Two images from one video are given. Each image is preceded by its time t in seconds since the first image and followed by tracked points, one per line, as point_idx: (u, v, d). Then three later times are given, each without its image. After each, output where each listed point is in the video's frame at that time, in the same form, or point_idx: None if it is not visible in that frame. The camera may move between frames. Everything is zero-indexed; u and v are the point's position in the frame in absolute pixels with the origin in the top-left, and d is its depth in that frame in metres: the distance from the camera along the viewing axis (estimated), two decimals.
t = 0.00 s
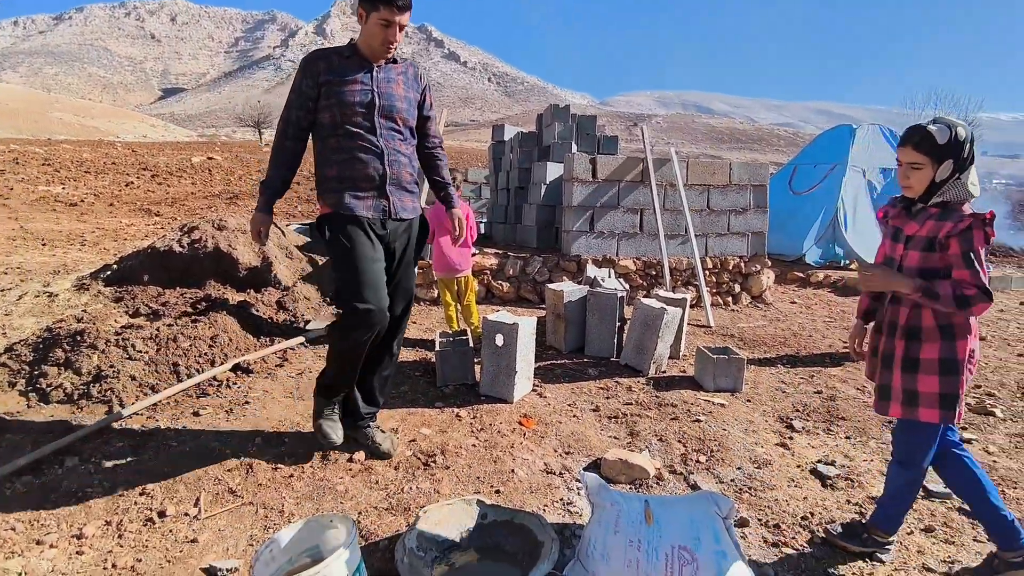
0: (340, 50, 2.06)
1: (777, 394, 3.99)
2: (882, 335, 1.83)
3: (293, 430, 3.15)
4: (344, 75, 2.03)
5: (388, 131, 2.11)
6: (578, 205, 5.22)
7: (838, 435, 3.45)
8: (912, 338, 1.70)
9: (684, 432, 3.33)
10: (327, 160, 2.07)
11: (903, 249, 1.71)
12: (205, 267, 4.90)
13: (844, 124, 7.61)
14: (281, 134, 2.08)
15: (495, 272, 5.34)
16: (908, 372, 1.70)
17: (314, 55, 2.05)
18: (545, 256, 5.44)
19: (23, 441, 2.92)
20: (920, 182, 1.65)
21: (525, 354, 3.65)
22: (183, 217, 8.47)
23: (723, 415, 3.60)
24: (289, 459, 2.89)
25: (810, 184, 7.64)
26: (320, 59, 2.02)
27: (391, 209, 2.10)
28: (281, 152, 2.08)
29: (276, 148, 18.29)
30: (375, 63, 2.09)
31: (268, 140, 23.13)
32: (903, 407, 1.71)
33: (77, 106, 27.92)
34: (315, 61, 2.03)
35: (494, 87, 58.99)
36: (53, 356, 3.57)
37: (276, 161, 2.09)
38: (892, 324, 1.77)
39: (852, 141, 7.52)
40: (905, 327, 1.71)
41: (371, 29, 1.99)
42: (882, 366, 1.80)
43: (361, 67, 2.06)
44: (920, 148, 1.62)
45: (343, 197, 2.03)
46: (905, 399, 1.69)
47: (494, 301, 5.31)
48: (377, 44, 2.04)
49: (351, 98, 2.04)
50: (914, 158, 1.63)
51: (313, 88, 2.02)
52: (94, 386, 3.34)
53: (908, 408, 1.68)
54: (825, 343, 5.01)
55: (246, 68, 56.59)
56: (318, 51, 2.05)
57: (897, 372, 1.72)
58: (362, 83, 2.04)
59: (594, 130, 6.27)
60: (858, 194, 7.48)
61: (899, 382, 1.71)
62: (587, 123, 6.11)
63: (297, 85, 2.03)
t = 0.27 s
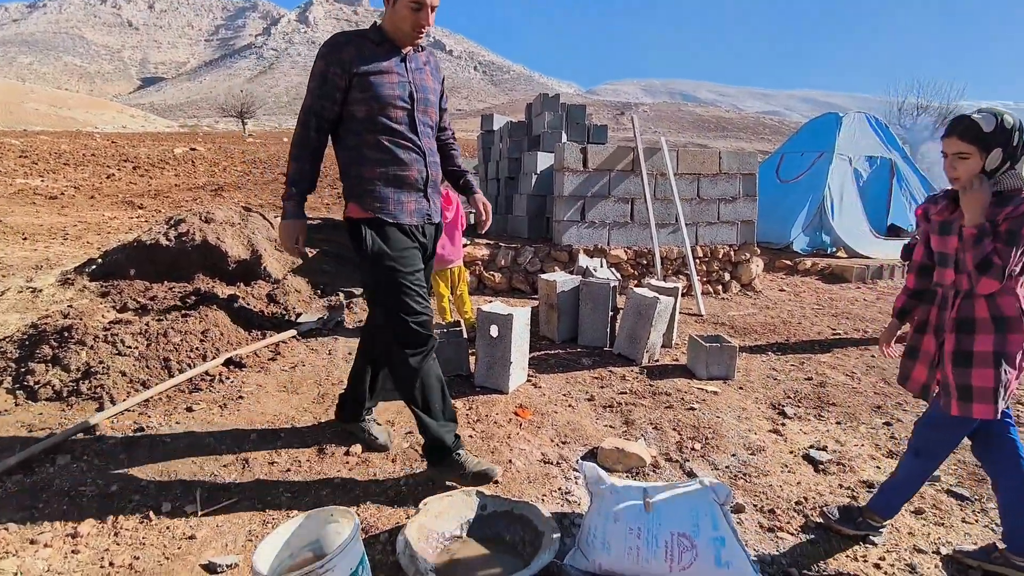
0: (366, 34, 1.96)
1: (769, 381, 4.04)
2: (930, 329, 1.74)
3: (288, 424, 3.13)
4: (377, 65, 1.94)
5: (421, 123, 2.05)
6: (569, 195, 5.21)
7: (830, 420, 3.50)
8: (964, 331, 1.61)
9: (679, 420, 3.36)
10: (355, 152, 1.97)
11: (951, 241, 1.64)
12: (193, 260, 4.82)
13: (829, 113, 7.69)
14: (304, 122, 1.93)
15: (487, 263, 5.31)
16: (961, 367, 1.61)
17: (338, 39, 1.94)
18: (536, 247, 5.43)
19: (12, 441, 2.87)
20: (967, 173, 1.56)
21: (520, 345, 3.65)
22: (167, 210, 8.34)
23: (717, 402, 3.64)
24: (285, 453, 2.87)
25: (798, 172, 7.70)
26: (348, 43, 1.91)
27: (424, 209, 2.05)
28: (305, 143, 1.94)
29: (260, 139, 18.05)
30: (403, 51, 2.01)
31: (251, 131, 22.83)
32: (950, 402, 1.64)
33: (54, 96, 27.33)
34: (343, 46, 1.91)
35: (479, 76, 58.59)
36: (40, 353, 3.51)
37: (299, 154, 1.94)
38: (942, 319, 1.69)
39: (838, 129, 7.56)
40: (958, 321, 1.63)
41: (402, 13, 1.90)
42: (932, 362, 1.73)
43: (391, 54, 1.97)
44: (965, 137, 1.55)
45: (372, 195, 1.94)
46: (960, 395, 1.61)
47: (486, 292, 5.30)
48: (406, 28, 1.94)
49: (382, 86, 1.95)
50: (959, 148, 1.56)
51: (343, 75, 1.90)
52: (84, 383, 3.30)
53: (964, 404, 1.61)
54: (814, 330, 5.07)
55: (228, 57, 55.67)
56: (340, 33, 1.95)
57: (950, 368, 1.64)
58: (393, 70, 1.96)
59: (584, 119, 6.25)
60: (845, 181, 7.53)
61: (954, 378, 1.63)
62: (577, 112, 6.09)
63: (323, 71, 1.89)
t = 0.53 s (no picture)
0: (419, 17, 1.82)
1: (761, 361, 4.10)
2: (972, 310, 1.62)
3: (286, 410, 3.12)
4: (434, 57, 1.83)
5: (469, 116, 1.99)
6: (561, 178, 5.19)
7: (821, 398, 3.57)
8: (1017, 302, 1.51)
9: (674, 400, 3.40)
10: (414, 150, 1.87)
11: (993, 214, 1.58)
12: (181, 248, 4.77)
13: (815, 97, 7.75)
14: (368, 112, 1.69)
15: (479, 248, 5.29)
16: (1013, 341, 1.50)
17: (389, 25, 1.79)
18: (528, 231, 5.43)
19: (5, 432, 2.83)
20: (1008, 144, 1.51)
21: (516, 328, 3.66)
22: (150, 198, 8.20)
23: (710, 382, 3.69)
24: (284, 439, 2.87)
25: (785, 155, 7.76)
26: (406, 31, 1.78)
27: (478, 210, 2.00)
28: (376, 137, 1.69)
29: (242, 126, 17.76)
30: (450, 38, 1.91)
31: (231, 117, 22.43)
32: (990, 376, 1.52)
33: (26, 82, 26.59)
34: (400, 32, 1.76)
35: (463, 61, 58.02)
36: (29, 343, 3.45)
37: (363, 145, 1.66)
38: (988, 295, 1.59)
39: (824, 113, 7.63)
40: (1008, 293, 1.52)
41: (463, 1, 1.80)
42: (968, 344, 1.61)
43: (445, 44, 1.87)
44: (1007, 106, 1.50)
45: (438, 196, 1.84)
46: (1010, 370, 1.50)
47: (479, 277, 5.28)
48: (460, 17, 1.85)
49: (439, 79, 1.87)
50: (998, 118, 1.52)
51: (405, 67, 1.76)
52: (76, 373, 3.26)
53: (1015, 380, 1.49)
54: (803, 311, 5.14)
55: (206, 42, 54.52)
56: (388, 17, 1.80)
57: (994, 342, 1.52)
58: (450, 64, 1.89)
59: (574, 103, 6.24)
60: (831, 164, 7.61)
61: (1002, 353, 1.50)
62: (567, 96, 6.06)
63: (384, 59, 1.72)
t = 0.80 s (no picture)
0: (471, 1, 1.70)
1: (750, 342, 4.17)
2: (978, 297, 1.58)
3: (280, 399, 3.11)
4: (487, 44, 1.73)
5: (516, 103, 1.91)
6: (550, 163, 5.20)
7: (809, 378, 3.64)
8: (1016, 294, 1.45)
9: (666, 383, 3.44)
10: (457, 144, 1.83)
11: (1006, 202, 1.53)
12: (166, 237, 4.69)
13: (800, 80, 7.74)
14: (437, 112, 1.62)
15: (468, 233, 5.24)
16: (1010, 333, 1.43)
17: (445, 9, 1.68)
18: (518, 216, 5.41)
19: None
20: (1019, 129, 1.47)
21: (509, 313, 3.67)
22: (130, 185, 8.05)
23: (701, 364, 3.74)
24: (279, 427, 2.86)
25: (770, 138, 7.79)
26: (462, 18, 1.66)
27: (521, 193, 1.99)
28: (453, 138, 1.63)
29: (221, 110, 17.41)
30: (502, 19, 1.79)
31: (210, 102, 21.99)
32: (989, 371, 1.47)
33: None
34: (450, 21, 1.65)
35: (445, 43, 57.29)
36: (14, 335, 3.39)
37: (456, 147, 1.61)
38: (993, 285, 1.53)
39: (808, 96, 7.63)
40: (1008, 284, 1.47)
41: None
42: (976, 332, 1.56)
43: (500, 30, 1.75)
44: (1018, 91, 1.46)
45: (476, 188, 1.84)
46: (1008, 363, 1.43)
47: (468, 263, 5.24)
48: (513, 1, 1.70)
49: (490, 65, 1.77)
50: (1010, 102, 1.48)
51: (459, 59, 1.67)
52: (64, 365, 3.21)
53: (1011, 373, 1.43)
54: (789, 293, 5.21)
55: (181, 25, 53.20)
56: None
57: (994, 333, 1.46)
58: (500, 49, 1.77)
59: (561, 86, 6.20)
60: (815, 147, 7.66)
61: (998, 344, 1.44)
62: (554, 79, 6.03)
63: (442, 54, 1.63)
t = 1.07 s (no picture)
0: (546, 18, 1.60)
1: (739, 326, 4.21)
2: (995, 299, 1.58)
3: (272, 389, 3.10)
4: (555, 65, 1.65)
5: (575, 121, 1.84)
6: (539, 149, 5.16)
7: (797, 361, 3.69)
8: None
9: (657, 368, 3.47)
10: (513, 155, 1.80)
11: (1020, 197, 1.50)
12: (150, 227, 4.61)
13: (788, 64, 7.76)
14: (503, 135, 1.57)
15: (458, 221, 5.19)
16: None
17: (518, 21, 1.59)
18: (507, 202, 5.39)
19: None
20: None
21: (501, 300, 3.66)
22: (110, 175, 7.89)
23: (692, 349, 3.78)
24: (273, 417, 2.85)
25: (757, 123, 7.82)
26: (534, 36, 1.58)
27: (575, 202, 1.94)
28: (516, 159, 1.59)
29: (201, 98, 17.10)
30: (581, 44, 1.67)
31: (190, 89, 21.59)
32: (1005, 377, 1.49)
33: None
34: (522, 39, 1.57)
35: (429, 29, 56.64)
36: None
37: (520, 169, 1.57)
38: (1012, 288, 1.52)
39: (796, 80, 7.66)
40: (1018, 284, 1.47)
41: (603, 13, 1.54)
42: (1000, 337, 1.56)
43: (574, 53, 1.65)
44: None
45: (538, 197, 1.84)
46: None
47: (458, 251, 5.21)
48: (591, 26, 1.59)
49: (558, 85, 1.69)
50: (1019, 92, 1.44)
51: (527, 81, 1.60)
52: (50, 358, 3.16)
53: None
54: (777, 278, 5.27)
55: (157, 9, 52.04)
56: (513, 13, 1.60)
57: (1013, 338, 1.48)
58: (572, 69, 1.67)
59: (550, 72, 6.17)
60: (802, 132, 7.70)
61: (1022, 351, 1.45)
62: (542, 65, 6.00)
63: (511, 75, 1.56)
